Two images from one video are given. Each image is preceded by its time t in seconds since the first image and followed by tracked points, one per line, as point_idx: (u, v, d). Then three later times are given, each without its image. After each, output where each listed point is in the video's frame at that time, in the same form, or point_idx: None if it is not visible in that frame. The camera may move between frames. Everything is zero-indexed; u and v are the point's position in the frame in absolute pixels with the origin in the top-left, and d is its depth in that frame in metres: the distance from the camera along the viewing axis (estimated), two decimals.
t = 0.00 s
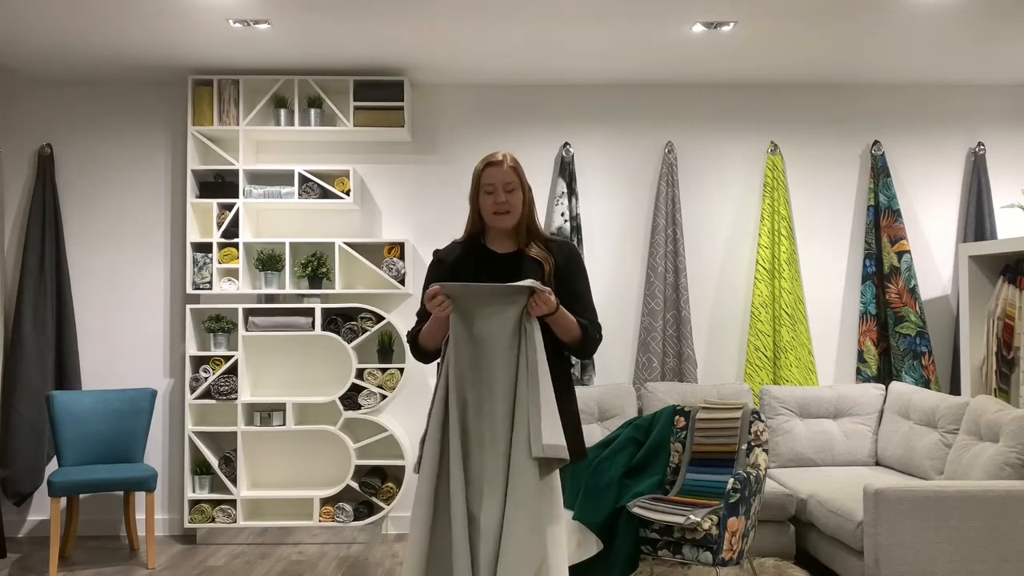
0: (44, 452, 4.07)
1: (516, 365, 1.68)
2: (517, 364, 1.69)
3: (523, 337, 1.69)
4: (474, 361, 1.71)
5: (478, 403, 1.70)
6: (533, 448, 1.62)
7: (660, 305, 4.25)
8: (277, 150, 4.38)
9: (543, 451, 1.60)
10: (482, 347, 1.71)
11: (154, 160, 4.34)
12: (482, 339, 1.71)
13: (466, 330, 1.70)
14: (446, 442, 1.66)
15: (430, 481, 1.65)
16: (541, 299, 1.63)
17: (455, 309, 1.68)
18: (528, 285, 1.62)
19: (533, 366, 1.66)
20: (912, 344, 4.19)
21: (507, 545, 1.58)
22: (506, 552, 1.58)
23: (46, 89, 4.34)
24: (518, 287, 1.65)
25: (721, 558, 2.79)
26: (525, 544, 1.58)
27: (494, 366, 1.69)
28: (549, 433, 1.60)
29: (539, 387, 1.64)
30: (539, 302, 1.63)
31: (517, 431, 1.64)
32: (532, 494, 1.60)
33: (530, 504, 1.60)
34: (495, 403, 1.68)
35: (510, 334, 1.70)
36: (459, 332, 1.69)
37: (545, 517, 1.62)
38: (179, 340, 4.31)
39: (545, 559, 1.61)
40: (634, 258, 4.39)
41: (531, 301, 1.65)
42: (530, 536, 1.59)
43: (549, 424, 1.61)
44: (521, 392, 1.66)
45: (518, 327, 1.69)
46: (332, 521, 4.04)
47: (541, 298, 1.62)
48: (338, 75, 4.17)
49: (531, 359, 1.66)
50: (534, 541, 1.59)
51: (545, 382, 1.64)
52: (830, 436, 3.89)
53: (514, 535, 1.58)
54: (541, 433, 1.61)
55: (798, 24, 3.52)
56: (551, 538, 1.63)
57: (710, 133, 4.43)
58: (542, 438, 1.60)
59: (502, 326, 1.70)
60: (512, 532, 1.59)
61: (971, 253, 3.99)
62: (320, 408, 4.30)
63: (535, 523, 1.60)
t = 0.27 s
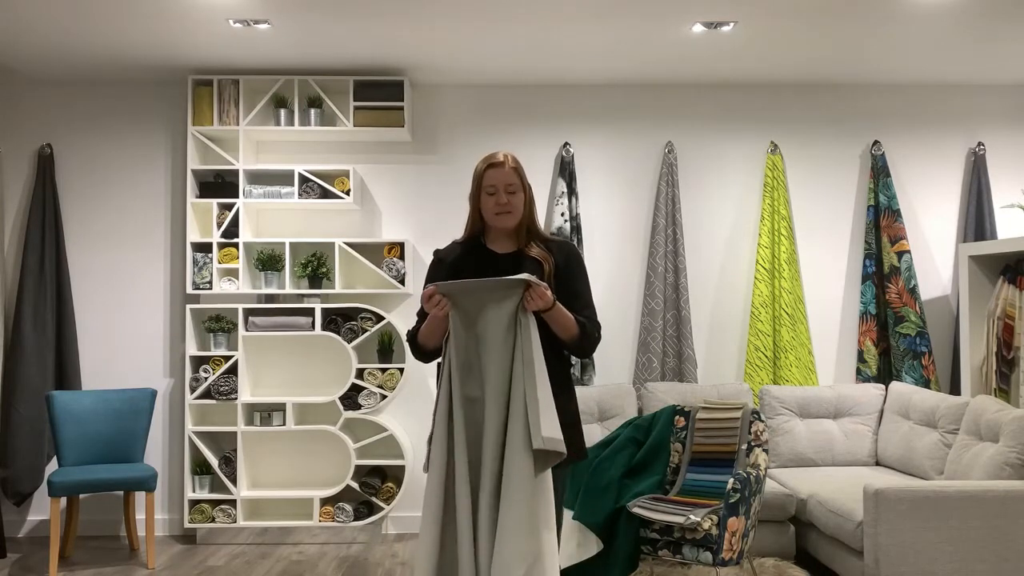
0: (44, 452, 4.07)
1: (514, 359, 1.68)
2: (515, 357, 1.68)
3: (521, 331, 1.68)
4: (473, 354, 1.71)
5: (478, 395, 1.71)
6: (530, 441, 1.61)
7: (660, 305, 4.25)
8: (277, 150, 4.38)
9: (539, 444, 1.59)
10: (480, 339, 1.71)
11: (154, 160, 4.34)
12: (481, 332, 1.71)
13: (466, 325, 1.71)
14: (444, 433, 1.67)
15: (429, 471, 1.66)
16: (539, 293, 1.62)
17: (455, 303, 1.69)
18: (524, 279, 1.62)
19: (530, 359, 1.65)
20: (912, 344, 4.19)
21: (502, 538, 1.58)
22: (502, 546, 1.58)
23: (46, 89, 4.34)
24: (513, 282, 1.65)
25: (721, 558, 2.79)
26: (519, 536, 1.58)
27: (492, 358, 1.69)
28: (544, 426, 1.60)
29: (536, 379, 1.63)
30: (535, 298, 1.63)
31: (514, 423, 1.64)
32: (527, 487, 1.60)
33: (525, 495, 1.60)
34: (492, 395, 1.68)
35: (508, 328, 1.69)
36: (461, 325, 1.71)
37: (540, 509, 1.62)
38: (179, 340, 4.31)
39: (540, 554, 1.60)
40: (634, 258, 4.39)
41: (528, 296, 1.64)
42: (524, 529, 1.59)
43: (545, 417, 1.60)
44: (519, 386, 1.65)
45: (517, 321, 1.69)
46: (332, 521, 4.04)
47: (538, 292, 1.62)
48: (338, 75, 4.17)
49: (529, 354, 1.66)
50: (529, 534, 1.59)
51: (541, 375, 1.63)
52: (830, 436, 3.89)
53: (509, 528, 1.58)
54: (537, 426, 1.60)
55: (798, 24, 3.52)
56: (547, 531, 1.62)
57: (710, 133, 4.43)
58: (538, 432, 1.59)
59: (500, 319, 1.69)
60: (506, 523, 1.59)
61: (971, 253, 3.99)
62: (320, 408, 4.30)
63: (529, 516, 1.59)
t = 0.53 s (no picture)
0: (44, 452, 4.07)
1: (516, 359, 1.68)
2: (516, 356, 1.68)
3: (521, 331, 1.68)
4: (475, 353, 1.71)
5: (479, 396, 1.71)
6: (532, 442, 1.61)
7: (660, 305, 4.25)
8: (277, 150, 4.38)
9: (541, 445, 1.59)
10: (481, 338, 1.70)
11: (154, 160, 4.34)
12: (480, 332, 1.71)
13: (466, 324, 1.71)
14: (445, 432, 1.67)
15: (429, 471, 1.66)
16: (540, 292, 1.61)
17: (455, 303, 1.69)
18: (526, 280, 1.61)
19: (530, 360, 1.65)
20: (912, 344, 4.19)
21: (506, 539, 1.58)
22: (505, 547, 1.58)
23: (46, 89, 4.34)
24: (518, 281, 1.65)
25: (721, 558, 2.79)
26: (522, 536, 1.58)
27: (493, 358, 1.69)
28: (546, 427, 1.60)
29: (537, 380, 1.63)
30: (536, 297, 1.63)
31: (516, 423, 1.64)
32: (529, 488, 1.60)
33: (527, 496, 1.60)
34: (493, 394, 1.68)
35: (507, 328, 1.69)
36: (461, 325, 1.70)
37: (543, 510, 1.62)
38: (179, 340, 4.31)
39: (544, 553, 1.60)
40: (634, 258, 4.39)
41: (530, 295, 1.64)
42: (527, 529, 1.59)
43: (547, 418, 1.60)
44: (520, 386, 1.65)
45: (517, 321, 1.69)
46: (332, 521, 4.04)
47: (539, 292, 1.62)
48: (338, 75, 4.17)
49: (529, 354, 1.66)
50: (531, 535, 1.59)
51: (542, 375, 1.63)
52: (830, 436, 3.89)
53: (512, 528, 1.58)
54: (538, 427, 1.60)
55: (798, 24, 3.52)
56: (549, 532, 1.62)
57: (710, 133, 4.43)
58: (539, 432, 1.59)
59: (499, 319, 1.69)
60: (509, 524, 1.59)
61: (971, 253, 3.99)
62: (320, 408, 4.30)
63: (533, 517, 1.59)
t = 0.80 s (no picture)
0: (44, 452, 4.07)
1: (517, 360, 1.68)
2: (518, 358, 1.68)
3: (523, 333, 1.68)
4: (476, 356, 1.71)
5: (479, 397, 1.71)
6: (535, 444, 1.61)
7: (660, 305, 4.25)
8: (277, 150, 4.38)
9: (545, 447, 1.59)
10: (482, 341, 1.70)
11: (154, 160, 4.34)
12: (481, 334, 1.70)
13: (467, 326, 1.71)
14: (447, 436, 1.67)
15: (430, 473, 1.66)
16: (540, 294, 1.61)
17: (455, 305, 1.70)
18: (526, 281, 1.61)
19: (532, 361, 1.65)
20: (912, 344, 4.19)
21: (509, 541, 1.58)
22: (509, 549, 1.58)
23: (46, 89, 4.34)
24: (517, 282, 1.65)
25: (721, 558, 2.79)
26: (528, 538, 1.58)
27: (495, 360, 1.69)
28: (550, 428, 1.60)
29: (540, 381, 1.63)
30: (536, 299, 1.63)
31: (519, 425, 1.64)
32: (532, 489, 1.60)
33: (531, 497, 1.60)
34: (495, 397, 1.68)
35: (507, 329, 1.69)
36: (461, 328, 1.71)
37: (548, 511, 1.62)
38: (179, 340, 4.31)
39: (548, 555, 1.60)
40: (634, 258, 4.39)
41: (530, 297, 1.64)
42: (532, 531, 1.59)
43: (550, 419, 1.60)
44: (521, 388, 1.66)
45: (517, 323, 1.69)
46: (332, 521, 4.04)
47: (539, 294, 1.62)
48: (338, 75, 4.17)
49: (530, 355, 1.66)
50: (535, 537, 1.59)
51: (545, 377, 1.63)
52: (830, 436, 3.89)
53: (515, 530, 1.58)
54: (542, 428, 1.60)
55: (798, 24, 3.52)
56: (553, 534, 1.62)
57: (710, 133, 4.43)
58: (543, 433, 1.59)
59: (499, 320, 1.69)
60: (514, 526, 1.59)
61: (971, 253, 3.99)
62: (320, 408, 4.30)
63: (537, 519, 1.59)
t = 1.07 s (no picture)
0: (44, 452, 4.07)
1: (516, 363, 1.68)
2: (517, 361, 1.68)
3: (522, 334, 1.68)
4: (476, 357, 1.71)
5: (478, 399, 1.70)
6: (534, 447, 1.61)
7: (660, 305, 4.25)
8: (277, 150, 4.37)
9: (544, 450, 1.59)
10: (481, 343, 1.70)
11: (154, 160, 4.34)
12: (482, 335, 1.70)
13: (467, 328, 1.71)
14: (446, 438, 1.66)
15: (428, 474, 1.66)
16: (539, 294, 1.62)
17: (454, 305, 1.69)
18: (526, 282, 1.62)
19: (532, 363, 1.65)
20: (912, 344, 4.19)
21: (508, 544, 1.58)
22: (507, 551, 1.58)
23: (46, 89, 4.34)
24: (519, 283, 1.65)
25: (721, 558, 2.79)
26: (526, 541, 1.58)
27: (494, 363, 1.69)
28: (549, 432, 1.60)
29: (539, 383, 1.63)
30: (537, 301, 1.64)
31: (518, 428, 1.63)
32: (530, 492, 1.60)
33: (530, 500, 1.60)
34: (495, 399, 1.68)
35: (507, 331, 1.69)
36: (461, 328, 1.70)
37: (546, 514, 1.62)
38: (179, 340, 4.31)
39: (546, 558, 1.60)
40: (634, 258, 4.39)
41: (530, 299, 1.65)
42: (530, 534, 1.58)
43: (549, 422, 1.60)
44: (520, 390, 1.65)
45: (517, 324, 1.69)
46: (332, 521, 4.04)
47: (539, 295, 1.63)
48: (338, 75, 4.16)
49: (529, 357, 1.66)
50: (533, 540, 1.59)
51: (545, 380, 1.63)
52: (830, 436, 3.89)
53: (513, 533, 1.58)
54: (540, 431, 1.60)
55: (798, 24, 3.52)
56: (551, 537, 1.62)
57: (710, 132, 4.43)
58: (542, 437, 1.59)
59: (499, 322, 1.69)
60: (513, 528, 1.59)
61: (971, 253, 3.99)
62: (320, 408, 4.30)
63: (536, 522, 1.59)
